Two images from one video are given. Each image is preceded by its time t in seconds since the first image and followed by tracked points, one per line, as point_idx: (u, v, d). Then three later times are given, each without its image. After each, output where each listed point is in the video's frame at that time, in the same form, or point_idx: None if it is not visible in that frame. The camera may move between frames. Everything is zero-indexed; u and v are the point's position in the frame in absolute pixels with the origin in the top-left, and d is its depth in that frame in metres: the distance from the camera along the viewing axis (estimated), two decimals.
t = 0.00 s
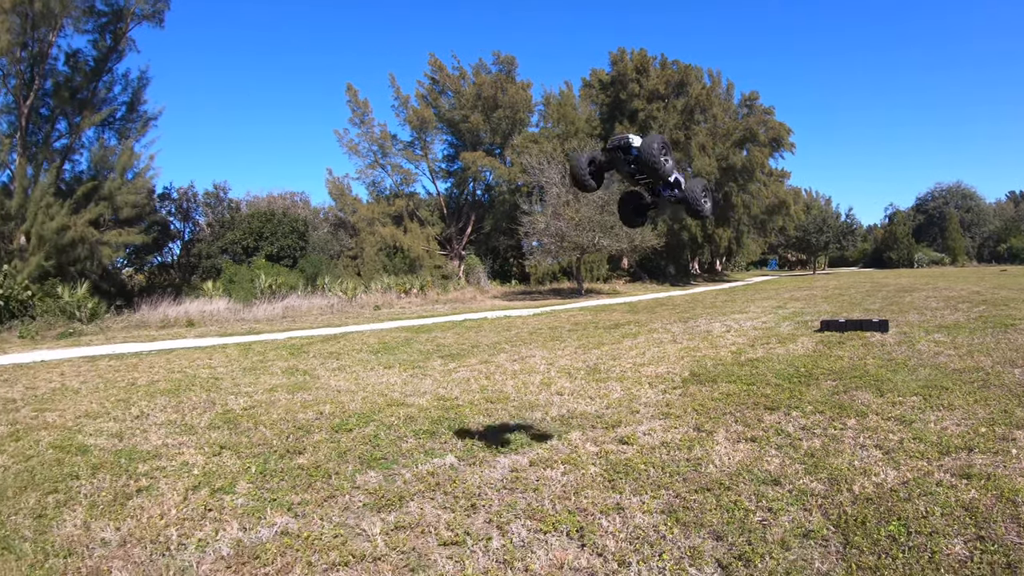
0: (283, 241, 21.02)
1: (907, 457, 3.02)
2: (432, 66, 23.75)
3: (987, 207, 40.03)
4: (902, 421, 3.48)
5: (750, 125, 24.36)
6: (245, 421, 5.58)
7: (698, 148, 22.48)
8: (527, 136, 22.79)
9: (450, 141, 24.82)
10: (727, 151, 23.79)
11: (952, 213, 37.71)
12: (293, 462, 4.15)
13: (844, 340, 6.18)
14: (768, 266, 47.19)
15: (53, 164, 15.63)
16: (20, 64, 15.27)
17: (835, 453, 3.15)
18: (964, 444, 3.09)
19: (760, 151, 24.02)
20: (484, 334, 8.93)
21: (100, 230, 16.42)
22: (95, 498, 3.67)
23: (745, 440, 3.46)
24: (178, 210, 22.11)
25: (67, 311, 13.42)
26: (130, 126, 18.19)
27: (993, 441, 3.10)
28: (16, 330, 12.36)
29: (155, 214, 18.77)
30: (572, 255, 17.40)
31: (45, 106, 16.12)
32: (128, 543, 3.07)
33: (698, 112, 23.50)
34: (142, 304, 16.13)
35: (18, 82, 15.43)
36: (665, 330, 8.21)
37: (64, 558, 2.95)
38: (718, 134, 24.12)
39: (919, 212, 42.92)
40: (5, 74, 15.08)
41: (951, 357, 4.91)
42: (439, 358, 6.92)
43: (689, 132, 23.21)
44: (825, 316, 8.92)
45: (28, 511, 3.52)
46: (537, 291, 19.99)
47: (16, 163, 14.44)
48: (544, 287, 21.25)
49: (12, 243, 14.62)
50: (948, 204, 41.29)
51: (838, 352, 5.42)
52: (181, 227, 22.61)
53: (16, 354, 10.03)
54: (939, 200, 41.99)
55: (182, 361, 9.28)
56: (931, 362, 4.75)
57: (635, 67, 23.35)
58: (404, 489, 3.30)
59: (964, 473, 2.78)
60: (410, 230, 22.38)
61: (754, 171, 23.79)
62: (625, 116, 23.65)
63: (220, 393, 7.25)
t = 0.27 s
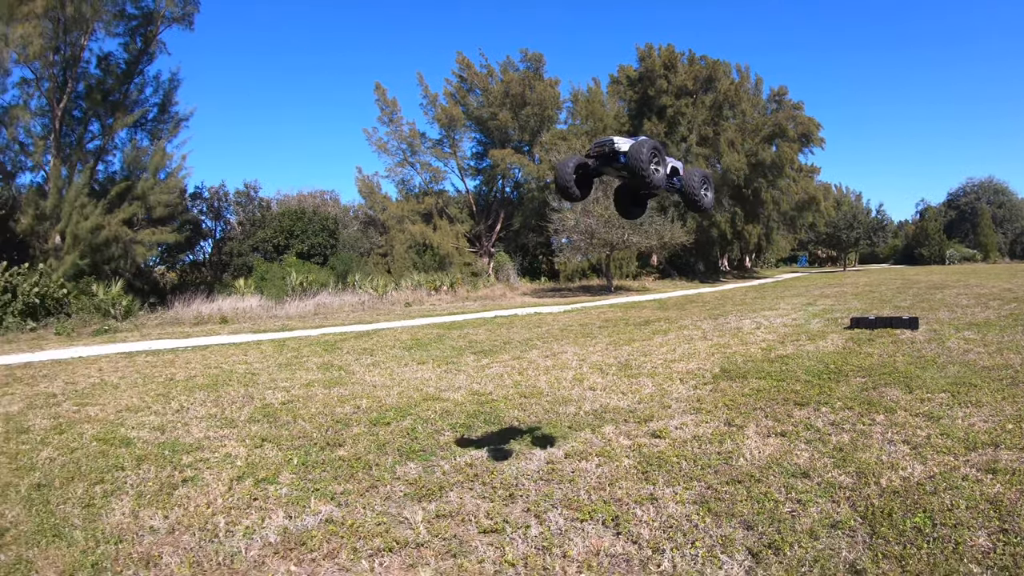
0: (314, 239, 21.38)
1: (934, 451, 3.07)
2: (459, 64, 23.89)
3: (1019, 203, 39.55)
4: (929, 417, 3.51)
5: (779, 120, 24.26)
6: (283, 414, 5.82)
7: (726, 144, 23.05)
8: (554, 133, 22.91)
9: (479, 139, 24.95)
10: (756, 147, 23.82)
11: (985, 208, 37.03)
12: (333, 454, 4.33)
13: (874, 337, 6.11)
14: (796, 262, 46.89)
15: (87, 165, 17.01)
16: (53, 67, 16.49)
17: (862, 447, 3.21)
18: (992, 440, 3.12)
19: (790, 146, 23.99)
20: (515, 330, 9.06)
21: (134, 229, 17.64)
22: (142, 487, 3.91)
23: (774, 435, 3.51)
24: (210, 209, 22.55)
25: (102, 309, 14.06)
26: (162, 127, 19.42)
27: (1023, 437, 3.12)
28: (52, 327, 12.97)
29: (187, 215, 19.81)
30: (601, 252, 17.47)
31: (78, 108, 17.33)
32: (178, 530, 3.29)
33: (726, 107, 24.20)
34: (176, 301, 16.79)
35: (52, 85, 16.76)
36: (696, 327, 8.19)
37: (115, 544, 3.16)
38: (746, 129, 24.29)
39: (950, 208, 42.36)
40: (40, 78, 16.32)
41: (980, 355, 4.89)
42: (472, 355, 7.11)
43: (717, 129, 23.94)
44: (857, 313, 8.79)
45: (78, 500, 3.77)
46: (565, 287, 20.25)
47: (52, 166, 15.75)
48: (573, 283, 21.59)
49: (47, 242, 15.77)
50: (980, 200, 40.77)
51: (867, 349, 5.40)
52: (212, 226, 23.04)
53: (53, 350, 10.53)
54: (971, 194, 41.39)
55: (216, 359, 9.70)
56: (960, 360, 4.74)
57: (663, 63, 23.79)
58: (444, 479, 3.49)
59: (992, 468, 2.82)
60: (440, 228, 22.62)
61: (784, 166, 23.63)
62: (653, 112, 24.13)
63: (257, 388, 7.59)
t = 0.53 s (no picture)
0: (343, 235, 22.16)
1: (965, 441, 3.13)
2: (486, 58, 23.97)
3: None
4: (959, 407, 3.56)
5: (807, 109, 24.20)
6: (324, 406, 6.08)
7: (755, 135, 23.21)
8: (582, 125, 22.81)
9: (507, 133, 25.04)
10: (785, 137, 23.33)
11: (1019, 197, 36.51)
12: (375, 444, 4.54)
13: (906, 328, 6.07)
14: (827, 253, 46.85)
15: (120, 165, 18.20)
16: (83, 72, 17.29)
17: (892, 435, 3.28)
18: (1023, 429, 3.18)
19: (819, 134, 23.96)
20: (547, 323, 9.19)
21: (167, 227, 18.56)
22: (191, 477, 4.18)
23: (805, 423, 3.58)
24: (240, 207, 22.96)
25: (136, 306, 14.64)
26: (192, 127, 20.43)
27: None
28: (88, 326, 13.69)
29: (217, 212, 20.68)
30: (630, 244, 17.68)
31: (109, 111, 18.38)
32: (229, 518, 3.52)
33: (754, 97, 24.30)
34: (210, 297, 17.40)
35: (82, 89, 17.61)
36: (727, 318, 8.20)
37: (170, 531, 3.41)
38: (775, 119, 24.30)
39: (983, 196, 41.98)
40: (71, 82, 17.18)
41: (1013, 345, 4.87)
42: (506, 347, 7.31)
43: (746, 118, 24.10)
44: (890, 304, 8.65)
45: (129, 489, 4.06)
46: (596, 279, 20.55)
47: (86, 168, 16.66)
48: (602, 275, 21.74)
49: (81, 241, 16.77)
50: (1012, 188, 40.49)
51: (898, 340, 5.40)
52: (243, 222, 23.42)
53: (91, 348, 11.09)
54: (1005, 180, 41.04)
55: (254, 354, 10.11)
56: (992, 350, 4.73)
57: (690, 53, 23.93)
58: (486, 467, 3.69)
59: None
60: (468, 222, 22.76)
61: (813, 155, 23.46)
62: (681, 103, 24.36)
63: (294, 380, 7.95)
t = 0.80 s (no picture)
0: (373, 229, 23.45)
1: (1001, 425, 3.19)
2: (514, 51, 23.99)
3: None
4: (995, 393, 3.61)
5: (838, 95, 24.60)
6: (368, 396, 6.35)
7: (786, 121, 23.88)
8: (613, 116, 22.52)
9: (535, 124, 25.09)
10: (816, 124, 24.08)
11: None
12: (420, 432, 4.78)
13: (941, 315, 6.05)
14: (860, 238, 47.84)
15: (154, 165, 19.18)
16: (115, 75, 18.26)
17: (928, 420, 3.36)
18: None
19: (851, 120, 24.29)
20: (581, 313, 9.40)
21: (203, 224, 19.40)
22: (242, 466, 4.49)
23: (841, 409, 3.68)
24: (273, 203, 23.55)
25: (174, 303, 15.41)
26: (224, 126, 21.21)
27: None
28: (126, 322, 14.44)
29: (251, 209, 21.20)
30: (662, 235, 17.83)
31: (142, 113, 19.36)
32: (282, 504, 3.79)
33: (784, 84, 24.85)
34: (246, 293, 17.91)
35: (115, 91, 18.57)
36: (761, 307, 8.17)
37: (226, 517, 3.70)
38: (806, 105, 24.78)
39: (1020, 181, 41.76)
40: (103, 85, 18.15)
41: None
42: (543, 337, 7.80)
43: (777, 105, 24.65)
44: (926, 291, 8.53)
45: (182, 478, 4.39)
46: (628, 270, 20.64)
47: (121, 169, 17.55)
48: (635, 265, 22.13)
49: (117, 241, 17.42)
50: None
51: (933, 327, 5.40)
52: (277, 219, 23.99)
53: (131, 345, 11.71)
54: None
55: (294, 347, 10.55)
56: None
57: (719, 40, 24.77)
58: (532, 453, 3.91)
59: None
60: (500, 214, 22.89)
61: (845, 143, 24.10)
62: (711, 91, 25.19)
63: (337, 372, 8.33)
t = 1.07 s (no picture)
0: (411, 224, 24.15)
1: None
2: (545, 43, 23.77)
3: None
4: None
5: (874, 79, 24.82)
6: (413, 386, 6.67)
7: (821, 106, 24.09)
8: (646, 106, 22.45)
9: (568, 115, 25.03)
10: (852, 108, 24.35)
11: None
12: (469, 420, 5.04)
13: (984, 300, 6.03)
14: (900, 226, 47.53)
15: (191, 165, 20.15)
16: (151, 79, 19.16)
17: (968, 403, 3.58)
18: None
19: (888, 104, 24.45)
20: (621, 303, 9.67)
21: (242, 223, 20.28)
22: (298, 455, 4.84)
23: (883, 396, 3.83)
24: (309, 200, 24.33)
25: (215, 300, 16.28)
26: (259, 125, 21.90)
27: None
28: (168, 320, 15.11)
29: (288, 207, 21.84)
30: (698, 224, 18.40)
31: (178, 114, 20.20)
32: (339, 490, 4.12)
33: (818, 68, 25.11)
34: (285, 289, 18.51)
35: (151, 95, 19.49)
36: (800, 294, 8.18)
37: (286, 503, 4.06)
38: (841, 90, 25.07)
39: None
40: (140, 89, 19.06)
41: None
42: (584, 327, 8.24)
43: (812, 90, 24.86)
44: (968, 276, 8.40)
45: (240, 467, 4.75)
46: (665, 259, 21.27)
47: (159, 170, 18.63)
48: (672, 254, 22.19)
49: (158, 241, 18.45)
50: None
51: (973, 313, 5.43)
52: (312, 215, 24.67)
53: (177, 342, 12.49)
54: None
55: (338, 340, 11.02)
56: None
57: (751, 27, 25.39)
58: (580, 438, 4.16)
59: None
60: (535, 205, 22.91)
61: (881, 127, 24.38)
62: (744, 77, 25.74)
63: (382, 364, 8.75)
